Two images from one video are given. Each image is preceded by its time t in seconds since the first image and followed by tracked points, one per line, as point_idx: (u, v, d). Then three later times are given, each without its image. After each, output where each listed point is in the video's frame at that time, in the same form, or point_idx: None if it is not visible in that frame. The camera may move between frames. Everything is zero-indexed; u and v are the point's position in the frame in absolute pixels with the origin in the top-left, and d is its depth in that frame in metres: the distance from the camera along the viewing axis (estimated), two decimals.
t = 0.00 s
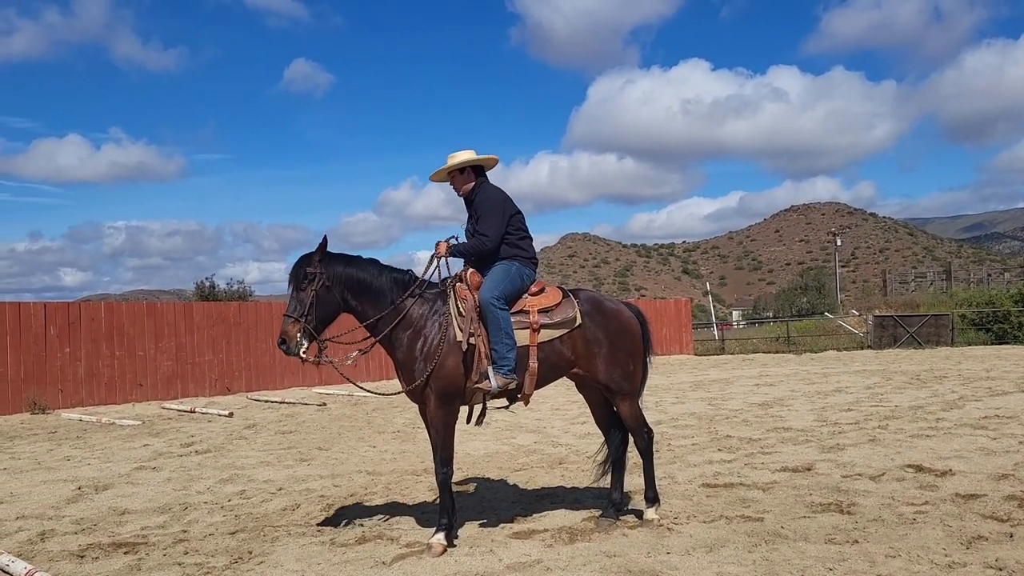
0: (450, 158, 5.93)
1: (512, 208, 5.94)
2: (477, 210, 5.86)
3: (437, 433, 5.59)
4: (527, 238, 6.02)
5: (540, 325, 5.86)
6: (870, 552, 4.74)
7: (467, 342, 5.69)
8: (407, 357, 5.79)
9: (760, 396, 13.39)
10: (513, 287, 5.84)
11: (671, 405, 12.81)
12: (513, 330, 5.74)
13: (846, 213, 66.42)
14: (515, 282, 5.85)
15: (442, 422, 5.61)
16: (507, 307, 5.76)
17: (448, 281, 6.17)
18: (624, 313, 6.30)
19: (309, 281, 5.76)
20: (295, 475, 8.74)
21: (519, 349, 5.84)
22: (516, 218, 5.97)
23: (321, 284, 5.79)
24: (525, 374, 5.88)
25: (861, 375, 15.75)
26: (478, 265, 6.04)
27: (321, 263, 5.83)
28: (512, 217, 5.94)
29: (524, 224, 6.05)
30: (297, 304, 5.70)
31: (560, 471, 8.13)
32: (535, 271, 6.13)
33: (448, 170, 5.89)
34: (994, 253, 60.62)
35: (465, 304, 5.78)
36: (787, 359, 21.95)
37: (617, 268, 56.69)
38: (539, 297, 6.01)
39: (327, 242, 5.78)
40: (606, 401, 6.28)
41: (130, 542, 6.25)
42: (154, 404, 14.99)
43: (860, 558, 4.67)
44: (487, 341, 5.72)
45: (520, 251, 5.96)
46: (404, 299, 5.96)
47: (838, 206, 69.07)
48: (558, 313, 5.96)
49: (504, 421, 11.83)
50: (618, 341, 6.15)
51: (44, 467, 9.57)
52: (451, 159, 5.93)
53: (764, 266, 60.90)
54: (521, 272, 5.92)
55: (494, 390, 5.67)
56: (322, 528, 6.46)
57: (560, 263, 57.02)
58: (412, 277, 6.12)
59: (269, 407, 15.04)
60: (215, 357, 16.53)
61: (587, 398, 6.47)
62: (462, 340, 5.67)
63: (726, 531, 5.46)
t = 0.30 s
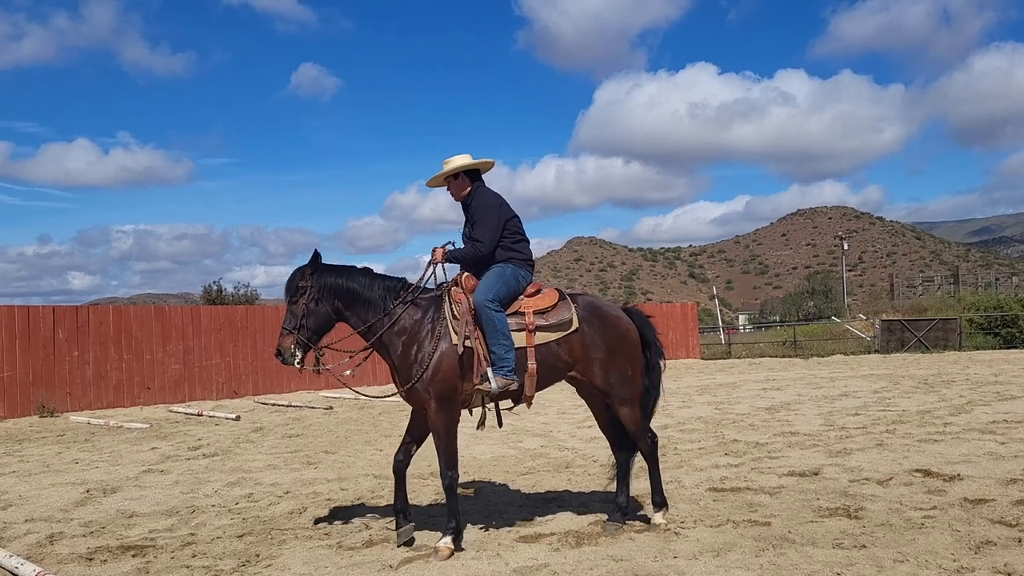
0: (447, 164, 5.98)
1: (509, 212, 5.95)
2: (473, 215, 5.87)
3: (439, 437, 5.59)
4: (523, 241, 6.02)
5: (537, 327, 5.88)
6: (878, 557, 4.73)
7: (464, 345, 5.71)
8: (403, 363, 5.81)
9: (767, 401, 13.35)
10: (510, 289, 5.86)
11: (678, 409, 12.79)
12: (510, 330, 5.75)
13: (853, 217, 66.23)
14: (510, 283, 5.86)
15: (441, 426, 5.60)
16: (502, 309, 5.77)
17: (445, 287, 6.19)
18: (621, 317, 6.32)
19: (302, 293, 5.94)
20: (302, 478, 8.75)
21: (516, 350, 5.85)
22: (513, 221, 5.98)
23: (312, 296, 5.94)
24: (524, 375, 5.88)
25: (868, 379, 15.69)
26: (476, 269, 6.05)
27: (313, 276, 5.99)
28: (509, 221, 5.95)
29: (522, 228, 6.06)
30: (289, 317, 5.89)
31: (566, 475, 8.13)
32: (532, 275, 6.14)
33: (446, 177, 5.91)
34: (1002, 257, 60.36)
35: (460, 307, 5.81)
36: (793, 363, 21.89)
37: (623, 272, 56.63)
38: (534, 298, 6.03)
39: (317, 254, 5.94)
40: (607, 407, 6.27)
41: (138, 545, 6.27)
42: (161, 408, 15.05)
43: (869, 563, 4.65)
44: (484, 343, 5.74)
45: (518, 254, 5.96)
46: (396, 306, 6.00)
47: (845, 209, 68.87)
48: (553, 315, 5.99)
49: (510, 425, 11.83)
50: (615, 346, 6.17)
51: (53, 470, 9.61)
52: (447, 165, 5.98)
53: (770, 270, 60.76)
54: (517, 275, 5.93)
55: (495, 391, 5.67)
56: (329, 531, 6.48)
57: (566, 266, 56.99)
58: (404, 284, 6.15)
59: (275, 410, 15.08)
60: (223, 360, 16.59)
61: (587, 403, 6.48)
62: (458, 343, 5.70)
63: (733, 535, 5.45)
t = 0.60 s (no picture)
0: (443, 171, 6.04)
1: (501, 222, 5.98)
2: (464, 225, 5.92)
3: (435, 439, 5.63)
4: (514, 251, 6.04)
5: (522, 334, 5.88)
6: (892, 560, 4.71)
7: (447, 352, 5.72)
8: (392, 370, 5.87)
9: (779, 403, 13.29)
10: (495, 299, 5.86)
11: (690, 411, 12.76)
12: (490, 339, 5.77)
13: (865, 219, 65.87)
14: (495, 294, 5.86)
15: (433, 426, 5.65)
16: (484, 319, 5.78)
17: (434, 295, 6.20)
18: (605, 326, 6.26)
19: (298, 297, 6.21)
20: (314, 479, 8.79)
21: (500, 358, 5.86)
22: (504, 231, 6.00)
23: (305, 300, 6.20)
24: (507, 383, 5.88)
25: (881, 381, 15.60)
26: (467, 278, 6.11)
27: (308, 282, 6.25)
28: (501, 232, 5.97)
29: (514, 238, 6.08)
30: (286, 320, 6.18)
31: (578, 477, 8.13)
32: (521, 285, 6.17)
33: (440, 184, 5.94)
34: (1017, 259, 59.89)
35: (444, 314, 5.79)
36: (806, 365, 21.79)
37: (634, 274, 56.52)
38: (521, 306, 6.02)
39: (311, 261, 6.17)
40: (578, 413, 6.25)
41: (152, 545, 6.32)
42: (174, 409, 15.15)
43: (882, 565, 4.64)
44: (467, 351, 5.74)
45: (507, 265, 5.99)
46: (383, 313, 6.08)
47: (858, 211, 68.50)
48: (538, 323, 5.97)
49: (521, 427, 11.83)
50: (595, 356, 6.09)
51: (67, 471, 9.69)
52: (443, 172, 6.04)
53: (782, 272, 60.50)
54: (504, 285, 5.94)
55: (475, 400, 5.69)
56: (342, 532, 6.51)
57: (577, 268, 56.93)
58: (394, 291, 6.20)
59: (287, 412, 15.14)
60: (235, 362, 16.68)
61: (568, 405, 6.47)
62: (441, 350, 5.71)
63: (745, 537, 5.44)
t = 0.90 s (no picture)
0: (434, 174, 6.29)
1: (482, 226, 6.08)
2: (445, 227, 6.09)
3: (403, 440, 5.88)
4: (494, 255, 6.12)
5: (495, 336, 5.92)
6: (913, 563, 4.68)
7: (421, 356, 5.98)
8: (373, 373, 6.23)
9: (798, 405, 13.21)
10: (469, 301, 5.96)
11: (707, 413, 12.71)
12: (461, 342, 5.86)
13: (884, 219, 65.27)
14: (467, 296, 5.96)
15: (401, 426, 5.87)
16: (455, 321, 5.90)
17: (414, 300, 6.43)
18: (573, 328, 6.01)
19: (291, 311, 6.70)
20: (332, 481, 8.84)
21: (473, 361, 5.94)
22: (486, 235, 6.11)
23: (298, 314, 6.68)
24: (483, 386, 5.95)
25: (901, 383, 15.46)
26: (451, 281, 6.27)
27: (300, 296, 6.72)
28: (481, 235, 6.08)
29: (495, 241, 6.17)
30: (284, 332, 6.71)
31: (595, 479, 8.12)
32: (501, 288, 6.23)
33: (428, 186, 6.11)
34: None
35: (420, 319, 6.05)
36: (824, 367, 21.63)
37: (651, 275, 56.32)
38: (496, 309, 6.06)
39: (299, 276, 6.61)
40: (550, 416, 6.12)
41: (172, 546, 6.40)
42: (193, 411, 15.30)
43: (903, 569, 4.60)
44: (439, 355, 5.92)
45: (485, 268, 6.08)
46: (366, 321, 6.43)
47: (877, 211, 67.91)
48: (510, 325, 5.97)
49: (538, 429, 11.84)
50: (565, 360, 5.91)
51: (89, 472, 9.82)
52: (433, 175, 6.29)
53: (800, 273, 60.08)
54: (479, 288, 6.02)
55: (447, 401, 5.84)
56: (360, 533, 6.55)
57: (594, 270, 56.83)
58: (377, 299, 6.53)
59: (305, 414, 15.23)
60: (253, 364, 16.80)
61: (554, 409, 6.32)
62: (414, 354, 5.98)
63: (764, 540, 5.42)
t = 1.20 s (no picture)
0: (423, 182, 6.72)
1: (455, 229, 6.37)
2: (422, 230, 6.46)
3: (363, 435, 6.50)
4: (465, 258, 6.38)
5: (459, 335, 6.12)
6: (936, 567, 4.64)
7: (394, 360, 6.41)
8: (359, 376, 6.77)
9: (818, 407, 13.11)
10: (438, 303, 6.24)
11: (727, 416, 12.64)
12: (426, 341, 6.13)
13: (906, 220, 64.58)
14: (435, 296, 6.24)
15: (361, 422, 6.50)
16: (422, 321, 6.19)
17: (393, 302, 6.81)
18: (541, 325, 5.94)
19: (303, 325, 7.43)
20: (351, 483, 8.91)
21: (441, 361, 6.15)
22: (461, 238, 6.38)
23: (307, 327, 7.39)
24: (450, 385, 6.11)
25: (924, 386, 15.29)
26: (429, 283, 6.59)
27: (309, 311, 7.44)
28: (455, 238, 6.37)
29: (469, 244, 6.42)
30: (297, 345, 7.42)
31: (614, 482, 8.11)
32: (474, 289, 6.47)
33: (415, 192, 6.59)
34: None
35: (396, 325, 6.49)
36: (846, 369, 21.46)
37: (670, 277, 56.07)
38: (465, 311, 6.25)
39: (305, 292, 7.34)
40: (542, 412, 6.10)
41: (194, 548, 6.48)
42: (214, 413, 15.46)
43: (926, 573, 4.56)
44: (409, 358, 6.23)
45: (455, 269, 6.36)
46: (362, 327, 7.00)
47: (898, 212, 67.19)
48: (475, 325, 6.12)
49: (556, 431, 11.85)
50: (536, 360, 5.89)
51: (112, 474, 9.96)
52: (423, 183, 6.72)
53: (820, 275, 59.58)
54: (447, 289, 6.29)
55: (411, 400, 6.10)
56: (379, 535, 6.60)
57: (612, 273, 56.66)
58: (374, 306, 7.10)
59: (325, 416, 15.34)
60: (273, 367, 16.93)
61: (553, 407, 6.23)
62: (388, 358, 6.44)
63: (785, 544, 5.40)
